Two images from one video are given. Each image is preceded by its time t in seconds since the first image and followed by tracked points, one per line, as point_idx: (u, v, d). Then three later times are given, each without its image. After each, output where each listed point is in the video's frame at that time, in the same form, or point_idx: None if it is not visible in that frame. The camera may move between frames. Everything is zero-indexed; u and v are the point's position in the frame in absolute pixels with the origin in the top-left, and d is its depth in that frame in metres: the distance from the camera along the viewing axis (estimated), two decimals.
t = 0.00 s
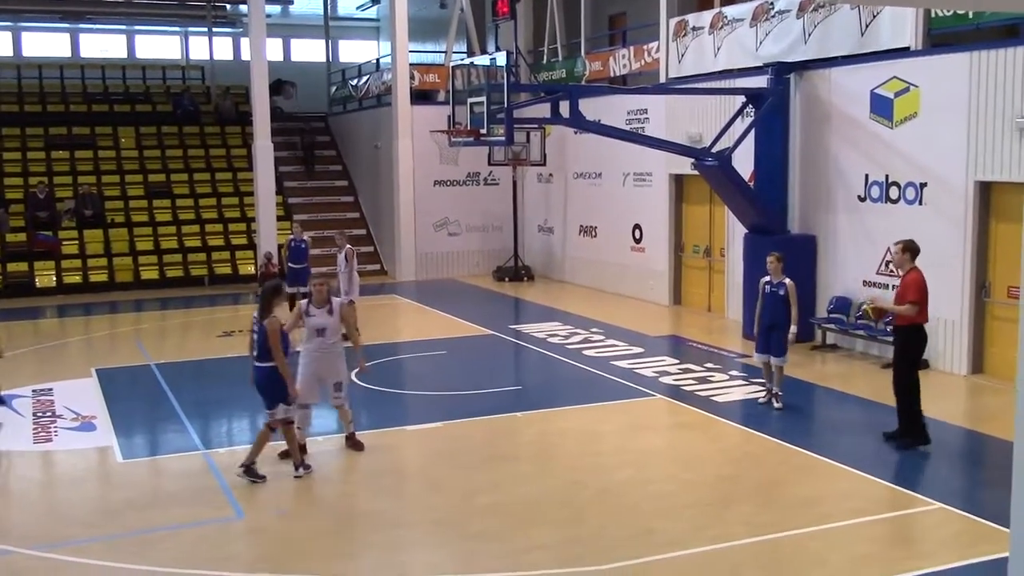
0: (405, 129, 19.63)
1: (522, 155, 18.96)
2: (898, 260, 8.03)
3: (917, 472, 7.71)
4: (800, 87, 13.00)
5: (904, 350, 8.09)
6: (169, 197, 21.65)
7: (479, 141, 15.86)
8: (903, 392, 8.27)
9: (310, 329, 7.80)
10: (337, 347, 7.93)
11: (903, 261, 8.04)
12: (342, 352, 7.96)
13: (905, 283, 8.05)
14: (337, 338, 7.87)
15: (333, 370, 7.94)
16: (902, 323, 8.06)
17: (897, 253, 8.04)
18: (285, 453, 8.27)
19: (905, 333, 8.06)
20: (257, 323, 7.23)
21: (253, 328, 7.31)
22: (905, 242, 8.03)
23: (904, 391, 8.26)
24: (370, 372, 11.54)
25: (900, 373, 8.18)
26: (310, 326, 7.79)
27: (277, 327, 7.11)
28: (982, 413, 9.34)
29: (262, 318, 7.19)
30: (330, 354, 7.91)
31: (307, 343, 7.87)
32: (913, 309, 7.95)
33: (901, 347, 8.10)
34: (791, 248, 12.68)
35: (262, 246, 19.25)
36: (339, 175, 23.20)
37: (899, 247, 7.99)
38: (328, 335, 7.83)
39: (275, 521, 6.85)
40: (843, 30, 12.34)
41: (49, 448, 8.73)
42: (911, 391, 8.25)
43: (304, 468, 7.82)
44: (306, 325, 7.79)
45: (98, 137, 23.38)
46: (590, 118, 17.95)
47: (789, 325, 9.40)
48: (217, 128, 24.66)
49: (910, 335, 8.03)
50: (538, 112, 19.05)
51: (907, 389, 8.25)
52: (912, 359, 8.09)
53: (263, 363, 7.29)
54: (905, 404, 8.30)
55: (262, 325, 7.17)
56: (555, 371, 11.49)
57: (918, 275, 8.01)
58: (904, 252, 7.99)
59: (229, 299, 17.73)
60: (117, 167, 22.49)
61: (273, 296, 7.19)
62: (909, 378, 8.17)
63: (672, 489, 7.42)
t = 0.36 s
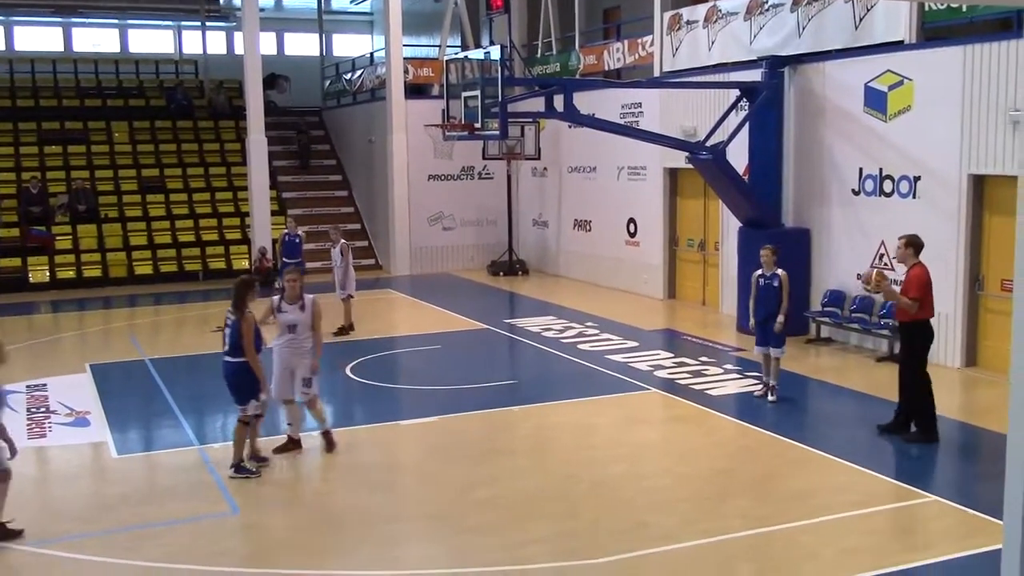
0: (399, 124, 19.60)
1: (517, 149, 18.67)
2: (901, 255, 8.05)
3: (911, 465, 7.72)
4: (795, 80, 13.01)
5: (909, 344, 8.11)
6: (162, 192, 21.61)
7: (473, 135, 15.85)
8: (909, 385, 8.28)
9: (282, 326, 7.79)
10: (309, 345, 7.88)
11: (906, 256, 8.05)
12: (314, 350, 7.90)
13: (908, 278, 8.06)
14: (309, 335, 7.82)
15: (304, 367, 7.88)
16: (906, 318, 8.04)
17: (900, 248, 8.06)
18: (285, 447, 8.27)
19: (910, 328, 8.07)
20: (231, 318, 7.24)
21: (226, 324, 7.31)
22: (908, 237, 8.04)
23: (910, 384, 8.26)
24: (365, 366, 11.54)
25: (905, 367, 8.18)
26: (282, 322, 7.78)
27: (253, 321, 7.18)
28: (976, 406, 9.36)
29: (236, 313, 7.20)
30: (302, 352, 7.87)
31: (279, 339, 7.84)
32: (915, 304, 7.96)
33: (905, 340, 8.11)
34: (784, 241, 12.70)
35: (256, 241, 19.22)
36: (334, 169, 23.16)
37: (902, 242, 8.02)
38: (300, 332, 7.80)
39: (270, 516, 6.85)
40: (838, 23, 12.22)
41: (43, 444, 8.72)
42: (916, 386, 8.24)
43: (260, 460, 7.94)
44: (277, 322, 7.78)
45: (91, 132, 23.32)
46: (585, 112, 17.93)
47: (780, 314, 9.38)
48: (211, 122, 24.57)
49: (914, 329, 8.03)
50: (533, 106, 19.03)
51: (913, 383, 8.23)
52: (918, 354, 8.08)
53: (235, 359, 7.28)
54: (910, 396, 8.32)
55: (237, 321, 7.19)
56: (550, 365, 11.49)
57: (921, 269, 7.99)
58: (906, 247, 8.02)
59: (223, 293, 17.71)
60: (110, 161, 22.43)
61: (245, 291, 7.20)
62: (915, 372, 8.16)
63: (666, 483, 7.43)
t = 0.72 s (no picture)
0: (395, 120, 19.61)
1: (512, 145, 19.04)
2: (908, 253, 8.06)
3: (907, 461, 7.74)
4: (791, 76, 13.02)
5: (915, 340, 8.11)
6: (158, 188, 21.57)
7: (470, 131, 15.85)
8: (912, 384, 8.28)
9: (273, 324, 7.78)
10: (300, 342, 7.85)
11: (913, 253, 8.05)
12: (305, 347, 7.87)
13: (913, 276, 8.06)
14: (300, 334, 7.79)
15: (295, 365, 7.86)
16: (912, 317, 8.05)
17: (907, 246, 8.06)
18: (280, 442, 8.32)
19: (916, 326, 8.08)
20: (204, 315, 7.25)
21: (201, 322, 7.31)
22: (915, 234, 8.03)
23: (913, 382, 8.26)
24: (362, 363, 11.55)
25: (909, 364, 8.19)
26: (271, 321, 7.77)
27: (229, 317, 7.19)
28: (971, 402, 9.39)
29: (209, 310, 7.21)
30: (294, 349, 7.84)
31: (271, 338, 7.86)
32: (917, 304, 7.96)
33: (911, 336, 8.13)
34: (780, 238, 12.72)
35: (252, 238, 19.19)
36: (330, 166, 23.14)
37: (909, 239, 8.01)
38: (290, 330, 7.77)
39: (268, 512, 6.86)
40: (833, 19, 12.22)
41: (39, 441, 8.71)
42: (918, 382, 8.26)
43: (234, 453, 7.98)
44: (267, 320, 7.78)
45: (85, 128, 23.28)
46: (581, 108, 17.93)
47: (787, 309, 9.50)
48: (206, 119, 24.55)
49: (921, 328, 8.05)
50: (528, 103, 19.04)
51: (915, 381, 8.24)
52: (923, 351, 8.09)
53: (211, 356, 7.29)
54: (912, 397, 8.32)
55: (211, 318, 7.20)
56: (546, 361, 11.50)
57: (926, 267, 7.99)
58: (913, 244, 8.01)
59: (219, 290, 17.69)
60: (106, 158, 22.40)
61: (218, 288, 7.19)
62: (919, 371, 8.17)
63: (663, 479, 7.45)
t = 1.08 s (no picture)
0: (392, 118, 19.56)
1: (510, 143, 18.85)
2: (911, 250, 8.07)
3: (904, 458, 7.75)
4: (788, 74, 13.01)
5: (917, 338, 8.14)
6: (154, 186, 21.54)
7: (467, 129, 15.84)
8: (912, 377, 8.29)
9: (258, 323, 7.75)
10: (284, 341, 7.85)
11: (916, 250, 8.08)
12: (290, 346, 7.87)
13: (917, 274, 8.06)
14: (285, 332, 7.80)
15: (279, 364, 7.87)
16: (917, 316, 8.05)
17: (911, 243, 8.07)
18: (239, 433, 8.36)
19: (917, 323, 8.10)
20: (175, 312, 7.30)
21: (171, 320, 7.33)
22: (919, 232, 8.05)
23: (915, 380, 8.27)
24: (359, 360, 11.54)
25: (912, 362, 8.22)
26: (257, 320, 7.73)
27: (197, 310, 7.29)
28: (967, 399, 9.42)
29: (182, 308, 7.28)
30: (279, 347, 7.86)
31: (258, 336, 7.86)
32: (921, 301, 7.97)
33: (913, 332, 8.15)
34: (778, 235, 12.73)
35: (248, 235, 19.16)
36: (327, 163, 23.12)
37: (913, 237, 8.04)
38: (275, 328, 7.77)
39: (264, 510, 6.85)
40: (831, 17, 12.25)
41: (35, 438, 8.69)
42: (918, 378, 8.27)
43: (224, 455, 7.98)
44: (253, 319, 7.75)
45: (82, 126, 23.24)
46: (578, 105, 17.92)
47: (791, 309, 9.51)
48: (203, 116, 24.54)
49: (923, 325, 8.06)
50: (526, 100, 19.05)
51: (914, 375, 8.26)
52: (925, 347, 8.13)
53: (185, 354, 7.29)
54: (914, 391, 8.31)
55: (184, 313, 7.28)
56: (544, 358, 11.50)
57: (931, 266, 8.00)
58: (916, 241, 8.03)
59: (216, 288, 17.66)
60: (102, 155, 22.37)
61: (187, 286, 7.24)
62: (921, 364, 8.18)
63: (660, 476, 7.45)
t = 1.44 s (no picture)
0: (390, 116, 19.54)
1: (508, 142, 18.76)
2: (912, 248, 8.02)
3: (902, 458, 7.76)
4: (786, 73, 13.02)
5: (919, 334, 8.16)
6: (152, 184, 21.52)
7: (465, 127, 15.83)
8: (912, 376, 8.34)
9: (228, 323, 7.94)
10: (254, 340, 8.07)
11: (917, 248, 8.02)
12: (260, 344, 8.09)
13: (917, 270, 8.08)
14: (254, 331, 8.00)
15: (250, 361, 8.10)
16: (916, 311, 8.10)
17: (911, 240, 8.01)
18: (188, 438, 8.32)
19: (918, 320, 8.10)
20: (156, 309, 7.55)
21: (151, 317, 7.56)
22: (922, 231, 7.98)
23: (916, 377, 8.29)
24: (357, 359, 11.54)
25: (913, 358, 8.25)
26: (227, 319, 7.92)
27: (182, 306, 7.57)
28: (964, 398, 9.43)
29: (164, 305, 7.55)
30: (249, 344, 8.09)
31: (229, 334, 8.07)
32: (918, 295, 8.05)
33: (912, 330, 8.18)
34: (776, 234, 12.73)
35: (247, 233, 19.16)
36: (325, 162, 23.10)
37: (913, 235, 7.96)
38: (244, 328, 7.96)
39: (261, 509, 6.85)
40: (829, 16, 12.25)
41: (33, 437, 8.69)
42: (918, 377, 8.28)
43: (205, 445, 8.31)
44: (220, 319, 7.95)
45: (79, 124, 23.21)
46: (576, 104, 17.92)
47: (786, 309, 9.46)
48: (201, 115, 24.52)
49: (921, 321, 8.08)
50: (524, 99, 19.05)
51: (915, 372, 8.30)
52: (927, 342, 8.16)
53: (171, 348, 7.59)
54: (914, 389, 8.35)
55: (168, 309, 7.54)
56: (542, 357, 11.50)
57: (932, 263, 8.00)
58: (917, 239, 7.97)
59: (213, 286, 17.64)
60: (100, 153, 22.33)
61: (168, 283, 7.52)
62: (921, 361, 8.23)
63: (657, 475, 7.45)
